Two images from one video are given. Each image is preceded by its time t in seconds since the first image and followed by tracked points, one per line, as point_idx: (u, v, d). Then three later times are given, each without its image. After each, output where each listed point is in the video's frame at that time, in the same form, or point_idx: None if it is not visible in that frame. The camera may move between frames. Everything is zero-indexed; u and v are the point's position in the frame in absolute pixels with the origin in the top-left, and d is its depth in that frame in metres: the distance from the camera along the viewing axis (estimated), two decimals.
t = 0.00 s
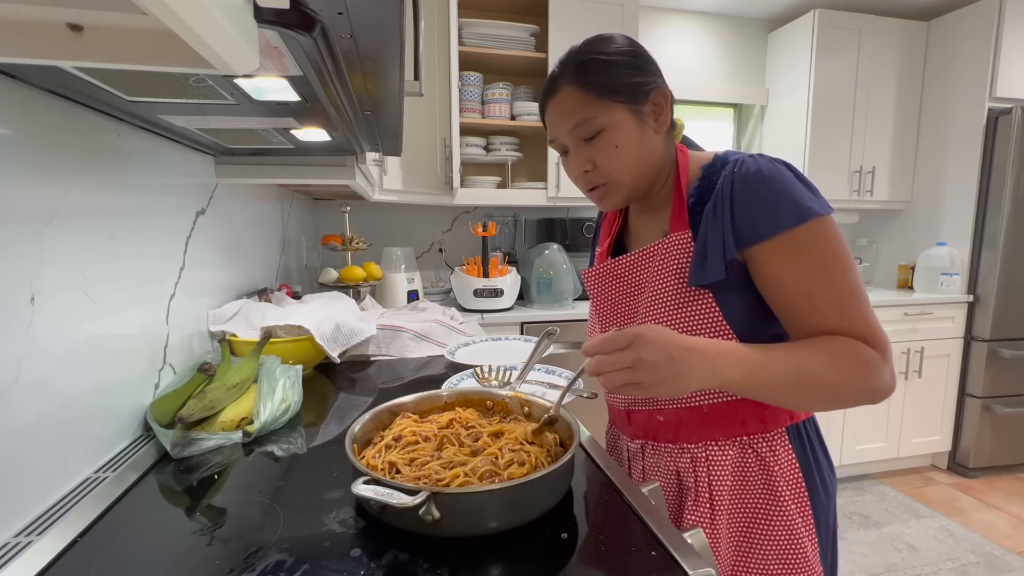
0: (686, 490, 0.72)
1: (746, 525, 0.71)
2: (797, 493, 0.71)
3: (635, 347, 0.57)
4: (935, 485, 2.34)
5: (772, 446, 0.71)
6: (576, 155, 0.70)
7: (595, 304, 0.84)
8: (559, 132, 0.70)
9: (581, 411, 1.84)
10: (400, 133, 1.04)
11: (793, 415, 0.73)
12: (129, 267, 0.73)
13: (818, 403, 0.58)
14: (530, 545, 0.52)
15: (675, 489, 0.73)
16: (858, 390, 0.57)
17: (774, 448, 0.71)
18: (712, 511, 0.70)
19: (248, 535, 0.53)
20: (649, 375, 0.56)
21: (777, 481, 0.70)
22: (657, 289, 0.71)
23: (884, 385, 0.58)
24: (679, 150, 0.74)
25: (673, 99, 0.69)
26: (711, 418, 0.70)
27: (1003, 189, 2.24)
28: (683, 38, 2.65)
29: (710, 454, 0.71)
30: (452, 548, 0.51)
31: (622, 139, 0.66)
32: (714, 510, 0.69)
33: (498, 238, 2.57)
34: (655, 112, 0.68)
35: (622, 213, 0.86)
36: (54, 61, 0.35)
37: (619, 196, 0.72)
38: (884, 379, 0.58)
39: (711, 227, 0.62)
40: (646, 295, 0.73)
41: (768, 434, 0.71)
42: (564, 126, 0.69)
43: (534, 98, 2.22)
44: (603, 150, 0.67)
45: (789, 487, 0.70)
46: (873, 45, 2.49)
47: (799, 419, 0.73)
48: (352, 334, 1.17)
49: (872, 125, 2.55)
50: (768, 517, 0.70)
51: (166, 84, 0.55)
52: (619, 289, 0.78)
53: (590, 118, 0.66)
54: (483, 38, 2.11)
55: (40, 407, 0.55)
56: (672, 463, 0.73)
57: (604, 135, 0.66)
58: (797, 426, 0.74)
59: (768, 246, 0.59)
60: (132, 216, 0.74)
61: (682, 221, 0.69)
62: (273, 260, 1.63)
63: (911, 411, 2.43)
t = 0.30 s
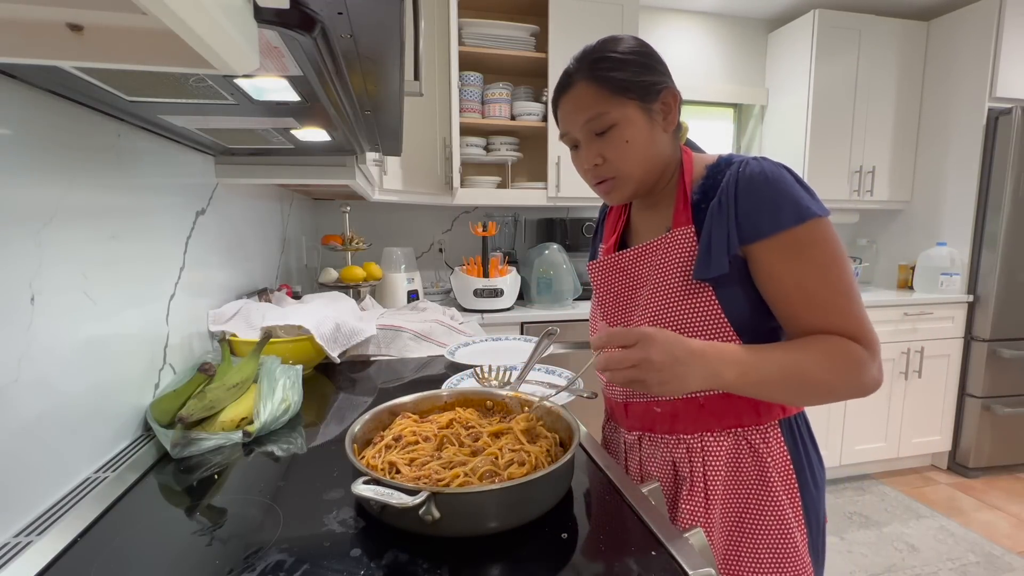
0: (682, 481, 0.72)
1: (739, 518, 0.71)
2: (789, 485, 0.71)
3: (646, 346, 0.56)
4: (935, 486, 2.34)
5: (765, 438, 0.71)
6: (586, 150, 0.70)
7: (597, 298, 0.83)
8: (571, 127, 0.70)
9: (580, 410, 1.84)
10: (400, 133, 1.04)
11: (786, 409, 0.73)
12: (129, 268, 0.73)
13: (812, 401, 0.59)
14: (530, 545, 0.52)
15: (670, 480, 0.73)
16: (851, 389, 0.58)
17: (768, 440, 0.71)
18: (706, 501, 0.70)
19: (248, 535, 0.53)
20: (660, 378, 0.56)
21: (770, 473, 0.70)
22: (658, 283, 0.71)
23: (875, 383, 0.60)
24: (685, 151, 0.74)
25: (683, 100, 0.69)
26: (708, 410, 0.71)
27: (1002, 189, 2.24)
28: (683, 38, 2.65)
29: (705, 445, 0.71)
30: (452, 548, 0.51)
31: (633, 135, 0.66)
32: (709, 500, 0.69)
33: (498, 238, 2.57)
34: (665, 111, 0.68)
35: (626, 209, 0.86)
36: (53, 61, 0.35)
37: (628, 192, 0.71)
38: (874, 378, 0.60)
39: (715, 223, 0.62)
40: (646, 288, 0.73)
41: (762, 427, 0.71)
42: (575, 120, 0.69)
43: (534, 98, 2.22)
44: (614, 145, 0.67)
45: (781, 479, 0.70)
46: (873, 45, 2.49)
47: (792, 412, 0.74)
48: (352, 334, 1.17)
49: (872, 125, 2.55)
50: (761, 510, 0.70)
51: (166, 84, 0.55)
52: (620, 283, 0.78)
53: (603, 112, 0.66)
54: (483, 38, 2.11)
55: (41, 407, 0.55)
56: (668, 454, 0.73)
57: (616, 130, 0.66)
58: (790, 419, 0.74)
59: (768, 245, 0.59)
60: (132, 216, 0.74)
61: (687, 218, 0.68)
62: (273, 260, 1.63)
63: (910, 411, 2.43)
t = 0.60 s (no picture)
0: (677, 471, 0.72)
1: (731, 510, 0.71)
2: (778, 475, 0.72)
3: (664, 381, 0.54)
4: (935, 485, 2.34)
5: (756, 427, 0.71)
6: (587, 151, 0.69)
7: (592, 298, 0.83)
8: (572, 127, 0.70)
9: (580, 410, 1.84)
10: (400, 133, 1.04)
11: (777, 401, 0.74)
12: (129, 267, 0.73)
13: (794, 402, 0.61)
14: (530, 545, 0.52)
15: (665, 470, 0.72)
16: (831, 390, 0.61)
17: (758, 429, 0.72)
18: (699, 490, 0.70)
19: (248, 535, 0.53)
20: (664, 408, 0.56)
21: (760, 461, 0.70)
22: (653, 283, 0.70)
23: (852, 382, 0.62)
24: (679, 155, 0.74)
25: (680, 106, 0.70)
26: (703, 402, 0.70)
27: (1003, 189, 2.24)
28: (683, 38, 2.65)
29: (699, 435, 0.71)
30: (451, 548, 0.51)
31: (634, 137, 0.66)
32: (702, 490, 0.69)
33: (498, 238, 2.57)
34: (663, 116, 0.68)
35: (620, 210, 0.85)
36: (53, 61, 0.35)
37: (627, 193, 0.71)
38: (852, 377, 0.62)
39: (708, 224, 0.63)
40: (641, 288, 0.72)
41: (754, 416, 0.72)
42: (577, 120, 0.68)
43: (534, 98, 2.22)
44: (616, 146, 0.66)
45: (770, 467, 0.71)
46: (873, 45, 2.49)
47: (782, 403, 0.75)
48: (352, 334, 1.17)
49: (872, 125, 2.55)
50: (752, 500, 0.70)
51: (166, 84, 0.55)
52: (616, 281, 0.77)
53: (605, 113, 0.66)
54: (483, 38, 2.11)
55: (41, 408, 0.55)
56: (663, 445, 0.73)
57: (618, 132, 0.66)
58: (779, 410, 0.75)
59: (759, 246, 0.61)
60: (133, 216, 0.74)
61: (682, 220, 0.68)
62: (273, 260, 1.63)
63: (910, 410, 2.43)
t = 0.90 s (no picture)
0: (684, 474, 0.72)
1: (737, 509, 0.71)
2: (782, 472, 0.72)
3: (675, 427, 0.51)
4: (935, 485, 2.34)
5: (761, 430, 0.70)
6: (581, 155, 0.69)
7: (591, 307, 0.83)
8: (566, 131, 0.69)
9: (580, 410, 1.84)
10: (400, 133, 1.04)
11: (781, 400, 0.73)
12: (129, 267, 0.73)
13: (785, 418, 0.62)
14: (530, 544, 0.52)
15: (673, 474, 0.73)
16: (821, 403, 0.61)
17: (763, 432, 0.71)
18: (707, 494, 0.69)
19: (248, 535, 0.53)
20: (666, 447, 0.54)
21: (766, 462, 0.70)
22: (652, 291, 0.71)
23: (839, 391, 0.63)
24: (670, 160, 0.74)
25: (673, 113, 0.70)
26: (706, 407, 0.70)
27: (1002, 189, 2.24)
28: (683, 38, 2.65)
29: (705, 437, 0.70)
30: (452, 548, 0.51)
31: (630, 143, 0.66)
32: (709, 492, 0.69)
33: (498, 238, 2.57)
34: (657, 122, 0.69)
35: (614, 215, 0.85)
36: (54, 61, 0.35)
37: (619, 200, 0.71)
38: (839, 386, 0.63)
39: (701, 236, 0.63)
40: (641, 298, 0.72)
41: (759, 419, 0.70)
42: (572, 125, 0.68)
43: (534, 98, 2.23)
44: (611, 152, 0.66)
45: (775, 467, 0.71)
46: (873, 45, 2.49)
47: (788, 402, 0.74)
48: (352, 334, 1.17)
49: (872, 125, 2.55)
50: (757, 499, 0.71)
51: (165, 84, 0.55)
52: (615, 290, 0.77)
53: (602, 118, 0.65)
54: (483, 38, 2.11)
55: (41, 407, 0.55)
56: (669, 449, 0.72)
57: (613, 138, 0.66)
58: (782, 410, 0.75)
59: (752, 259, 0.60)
60: (133, 216, 0.74)
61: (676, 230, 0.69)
62: (273, 260, 1.63)
63: (910, 410, 2.43)
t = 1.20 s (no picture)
0: (691, 487, 0.72)
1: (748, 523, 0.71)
2: (796, 486, 0.71)
3: (623, 377, 0.47)
4: (935, 485, 2.34)
5: (772, 442, 0.70)
6: (580, 140, 0.68)
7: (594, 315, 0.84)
8: (569, 112, 0.68)
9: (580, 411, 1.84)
10: (399, 133, 1.04)
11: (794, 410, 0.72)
12: (129, 267, 0.73)
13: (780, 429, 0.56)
14: (530, 544, 0.52)
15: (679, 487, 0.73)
16: (824, 421, 0.55)
17: (774, 444, 0.70)
18: (715, 507, 0.69)
19: (248, 535, 0.53)
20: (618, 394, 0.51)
21: (778, 475, 0.69)
22: (653, 301, 0.71)
23: (846, 414, 0.57)
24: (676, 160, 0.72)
25: (684, 112, 0.69)
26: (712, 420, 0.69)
27: (1003, 189, 2.24)
28: (683, 38, 2.64)
29: (712, 452, 0.70)
30: (451, 548, 0.51)
31: (633, 135, 0.65)
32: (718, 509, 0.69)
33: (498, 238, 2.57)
34: (668, 118, 0.67)
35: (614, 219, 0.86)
36: (54, 61, 0.35)
37: (613, 193, 0.70)
38: (847, 409, 0.57)
39: (701, 242, 0.61)
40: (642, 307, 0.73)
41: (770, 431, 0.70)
42: (576, 107, 0.67)
43: (534, 98, 2.23)
44: (610, 141, 0.65)
45: (789, 480, 0.70)
46: (873, 45, 2.49)
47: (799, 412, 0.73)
48: (352, 334, 1.17)
49: (872, 125, 2.55)
50: (769, 513, 0.70)
51: (166, 84, 0.55)
52: (616, 300, 0.77)
53: (607, 104, 0.64)
54: (483, 38, 2.11)
55: (41, 407, 0.55)
56: (676, 461, 0.73)
57: (615, 126, 0.65)
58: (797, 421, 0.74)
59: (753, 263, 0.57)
60: (132, 216, 0.74)
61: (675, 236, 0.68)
62: (273, 260, 1.63)
63: (910, 410, 2.43)
